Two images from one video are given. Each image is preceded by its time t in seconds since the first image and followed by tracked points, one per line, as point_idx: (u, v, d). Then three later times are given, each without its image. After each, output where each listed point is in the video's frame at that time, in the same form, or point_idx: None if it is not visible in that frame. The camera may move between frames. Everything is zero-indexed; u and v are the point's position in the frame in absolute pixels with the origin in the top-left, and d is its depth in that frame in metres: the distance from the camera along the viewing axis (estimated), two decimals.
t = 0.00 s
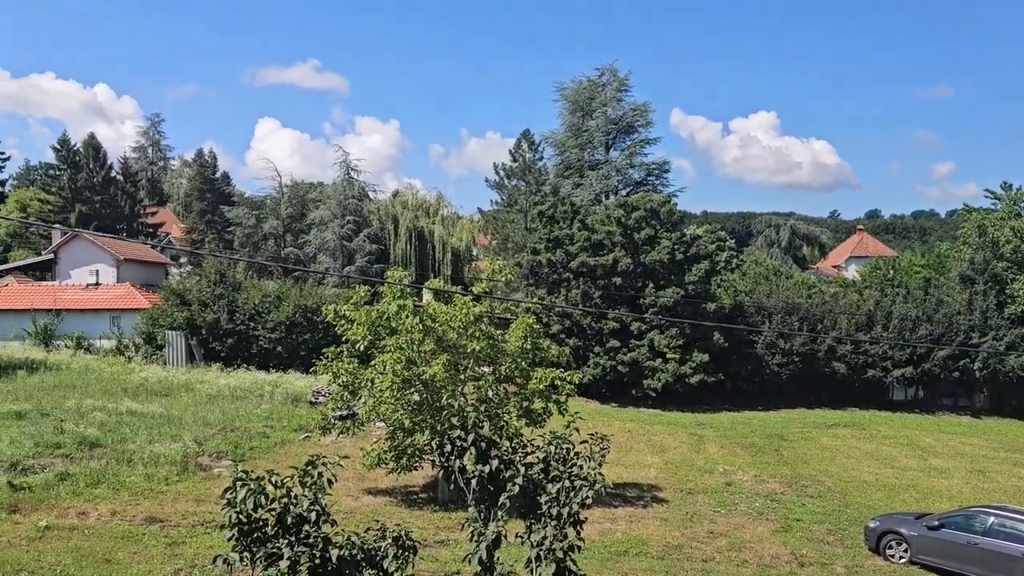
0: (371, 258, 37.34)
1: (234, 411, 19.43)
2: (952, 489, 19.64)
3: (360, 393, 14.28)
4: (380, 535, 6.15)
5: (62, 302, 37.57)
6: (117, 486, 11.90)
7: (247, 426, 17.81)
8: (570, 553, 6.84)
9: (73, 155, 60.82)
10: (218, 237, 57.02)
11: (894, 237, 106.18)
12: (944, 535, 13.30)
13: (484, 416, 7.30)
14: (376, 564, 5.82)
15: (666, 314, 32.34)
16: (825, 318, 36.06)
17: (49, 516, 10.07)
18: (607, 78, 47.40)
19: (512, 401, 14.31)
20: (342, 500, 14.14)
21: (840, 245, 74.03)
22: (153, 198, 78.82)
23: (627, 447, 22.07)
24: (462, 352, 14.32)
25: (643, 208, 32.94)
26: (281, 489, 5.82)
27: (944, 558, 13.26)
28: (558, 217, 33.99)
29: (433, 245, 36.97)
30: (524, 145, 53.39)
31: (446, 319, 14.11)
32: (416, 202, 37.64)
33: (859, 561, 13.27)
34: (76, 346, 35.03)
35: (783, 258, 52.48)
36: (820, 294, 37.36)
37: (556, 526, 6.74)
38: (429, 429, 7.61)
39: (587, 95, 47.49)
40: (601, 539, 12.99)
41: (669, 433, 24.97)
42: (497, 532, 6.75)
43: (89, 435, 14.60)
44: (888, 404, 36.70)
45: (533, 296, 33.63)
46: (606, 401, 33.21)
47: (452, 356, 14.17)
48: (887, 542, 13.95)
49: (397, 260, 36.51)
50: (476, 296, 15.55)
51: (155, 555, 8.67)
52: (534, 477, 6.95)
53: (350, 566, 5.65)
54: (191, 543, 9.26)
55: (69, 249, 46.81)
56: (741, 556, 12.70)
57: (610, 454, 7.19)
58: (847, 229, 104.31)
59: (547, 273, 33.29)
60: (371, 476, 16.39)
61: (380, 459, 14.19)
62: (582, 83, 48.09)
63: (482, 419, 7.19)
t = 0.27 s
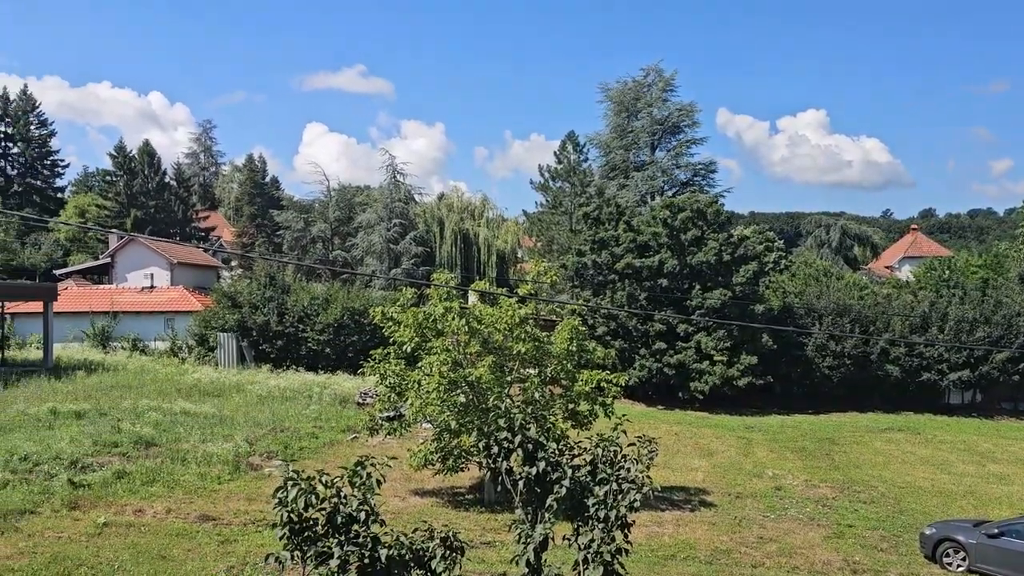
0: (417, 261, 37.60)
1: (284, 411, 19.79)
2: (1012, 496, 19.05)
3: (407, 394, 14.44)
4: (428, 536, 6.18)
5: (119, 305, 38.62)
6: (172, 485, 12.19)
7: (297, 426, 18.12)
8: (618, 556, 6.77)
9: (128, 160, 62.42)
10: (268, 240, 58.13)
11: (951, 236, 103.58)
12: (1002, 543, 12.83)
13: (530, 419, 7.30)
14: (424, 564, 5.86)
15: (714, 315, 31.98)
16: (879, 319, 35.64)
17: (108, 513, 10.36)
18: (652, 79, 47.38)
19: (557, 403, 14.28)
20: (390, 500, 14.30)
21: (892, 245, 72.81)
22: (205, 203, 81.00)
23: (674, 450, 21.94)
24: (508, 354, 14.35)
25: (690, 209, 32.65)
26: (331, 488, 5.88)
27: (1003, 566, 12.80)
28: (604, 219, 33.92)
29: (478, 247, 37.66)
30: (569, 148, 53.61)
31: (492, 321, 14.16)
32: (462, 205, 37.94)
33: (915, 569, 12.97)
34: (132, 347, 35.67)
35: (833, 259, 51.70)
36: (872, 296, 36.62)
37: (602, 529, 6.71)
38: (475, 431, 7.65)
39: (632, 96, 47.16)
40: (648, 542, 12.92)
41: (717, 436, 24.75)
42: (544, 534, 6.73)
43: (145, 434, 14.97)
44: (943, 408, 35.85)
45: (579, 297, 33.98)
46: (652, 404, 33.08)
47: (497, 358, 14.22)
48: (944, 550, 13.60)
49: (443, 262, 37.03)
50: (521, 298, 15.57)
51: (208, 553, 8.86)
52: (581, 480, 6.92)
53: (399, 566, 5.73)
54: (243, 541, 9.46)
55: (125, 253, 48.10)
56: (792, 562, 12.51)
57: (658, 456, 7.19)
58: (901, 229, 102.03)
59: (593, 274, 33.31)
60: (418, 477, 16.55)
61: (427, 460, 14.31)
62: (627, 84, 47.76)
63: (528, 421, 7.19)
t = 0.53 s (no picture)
0: (463, 262, 37.83)
1: (332, 411, 20.09)
2: None
3: (454, 395, 14.54)
4: (475, 536, 6.16)
5: (173, 307, 39.67)
6: (224, 483, 12.43)
7: (345, 426, 18.36)
8: (666, 560, 6.71)
9: (182, 165, 63.95)
10: (316, 242, 59.08)
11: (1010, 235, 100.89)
12: None
13: (578, 420, 7.27)
14: (472, 564, 5.86)
15: (762, 316, 31.84)
16: (934, 321, 35.01)
17: (163, 510, 10.61)
18: (698, 78, 48.64)
19: (603, 404, 14.24)
20: (438, 500, 14.41)
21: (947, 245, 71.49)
22: (256, 206, 82.91)
23: (722, 452, 21.74)
24: (554, 356, 14.33)
25: (738, 209, 32.30)
26: (381, 488, 5.92)
27: None
28: (650, 219, 33.76)
29: (523, 248, 37.57)
30: (614, 148, 52.37)
31: (538, 322, 14.16)
32: (507, 206, 38.12)
33: None
34: (185, 346, 35.98)
35: (886, 259, 50.83)
36: (928, 297, 35.79)
37: (651, 532, 6.66)
38: (522, 433, 7.65)
39: (679, 96, 48.65)
40: (696, 546, 12.81)
41: (767, 439, 24.44)
42: (593, 536, 6.64)
43: (198, 433, 15.31)
44: (1002, 412, 34.88)
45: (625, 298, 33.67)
46: (700, 406, 32.87)
47: (544, 359, 14.24)
48: (1003, 558, 12.97)
49: (489, 263, 37.30)
50: (567, 299, 15.52)
51: (260, 550, 9.02)
52: (629, 482, 6.87)
53: (447, 565, 5.76)
54: (293, 539, 9.60)
55: (179, 256, 49.24)
56: (845, 568, 12.29)
57: (707, 459, 7.20)
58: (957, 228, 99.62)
59: (639, 275, 33.11)
60: (464, 477, 16.64)
61: (474, 461, 14.36)
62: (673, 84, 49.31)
63: (574, 423, 7.17)
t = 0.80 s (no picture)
0: (510, 262, 38.26)
1: (381, 410, 20.35)
2: None
3: (501, 395, 14.58)
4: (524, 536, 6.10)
5: (225, 307, 40.53)
6: (276, 480, 12.65)
7: (394, 425, 18.59)
8: (717, 563, 6.63)
9: (234, 168, 65.44)
10: (365, 243, 59.81)
11: None
12: None
13: (626, 421, 7.23)
14: (521, 564, 5.77)
15: (814, 316, 31.34)
16: (994, 320, 34.25)
17: (217, 506, 10.85)
18: (747, 75, 48.63)
19: (652, 405, 14.15)
20: (486, 500, 14.48)
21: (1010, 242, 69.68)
22: (306, 208, 84.61)
23: (773, 455, 21.48)
24: (601, 356, 14.29)
25: (788, 207, 31.85)
26: (429, 487, 5.98)
27: None
28: (698, 218, 33.47)
29: (570, 247, 37.50)
30: (661, 146, 52.04)
31: (585, 323, 14.15)
32: (553, 206, 38.21)
33: None
34: (238, 347, 36.59)
35: (943, 258, 49.70)
36: (988, 296, 34.89)
37: (702, 534, 6.57)
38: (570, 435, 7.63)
39: (727, 93, 48.87)
40: (747, 549, 12.65)
41: (819, 441, 24.07)
42: (642, 537, 6.49)
43: (250, 431, 15.63)
44: None
45: (673, 298, 33.46)
46: (749, 407, 32.50)
47: (591, 359, 14.22)
48: None
49: (535, 263, 37.29)
50: (614, 298, 15.45)
51: (311, 546, 9.18)
52: (679, 484, 6.82)
53: (496, 565, 5.60)
54: (343, 536, 9.73)
55: (232, 257, 50.41)
56: (902, 575, 11.99)
57: (758, 461, 7.12)
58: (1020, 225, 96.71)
59: (687, 275, 33.03)
60: (511, 477, 16.69)
61: (521, 461, 14.37)
62: (722, 81, 49.47)
63: (624, 423, 7.10)
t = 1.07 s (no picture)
0: (557, 262, 38.34)
1: (431, 409, 20.54)
2: None
3: (549, 394, 14.59)
4: (573, 536, 6.07)
5: (277, 307, 41.20)
6: (327, 477, 12.84)
7: (443, 424, 18.73)
8: (770, 565, 6.53)
9: (285, 170, 66.74)
10: (412, 243, 60.44)
11: None
12: None
13: (677, 421, 7.18)
14: (571, 564, 5.72)
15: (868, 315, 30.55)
16: None
17: (269, 502, 11.06)
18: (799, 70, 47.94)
19: (701, 405, 14.01)
20: (534, 499, 14.51)
21: None
22: (355, 209, 85.79)
23: (826, 456, 21.13)
24: (650, 355, 14.23)
25: (841, 204, 31.25)
26: (479, 486, 6.02)
27: None
28: (747, 216, 32.97)
29: (617, 246, 37.49)
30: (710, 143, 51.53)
31: (633, 321, 14.08)
32: (600, 205, 38.06)
33: None
34: (289, 346, 37.35)
35: (1004, 255, 48.29)
36: None
37: (754, 536, 6.49)
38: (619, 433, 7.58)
39: (778, 88, 48.16)
40: (800, 552, 12.46)
41: (874, 442, 23.62)
42: (693, 539, 6.40)
43: (302, 429, 15.89)
44: None
45: (722, 297, 33.03)
46: (800, 407, 32.02)
47: (639, 359, 14.15)
48: None
49: (583, 262, 37.39)
50: (663, 298, 15.34)
51: (362, 543, 9.30)
52: (730, 484, 6.72)
53: (545, 564, 5.57)
54: (393, 533, 9.85)
55: (282, 257, 51.28)
56: None
57: (811, 463, 7.00)
58: None
59: (736, 274, 32.37)
60: (559, 476, 16.69)
61: (568, 460, 14.34)
62: (771, 77, 48.81)
63: (674, 423, 7.02)
